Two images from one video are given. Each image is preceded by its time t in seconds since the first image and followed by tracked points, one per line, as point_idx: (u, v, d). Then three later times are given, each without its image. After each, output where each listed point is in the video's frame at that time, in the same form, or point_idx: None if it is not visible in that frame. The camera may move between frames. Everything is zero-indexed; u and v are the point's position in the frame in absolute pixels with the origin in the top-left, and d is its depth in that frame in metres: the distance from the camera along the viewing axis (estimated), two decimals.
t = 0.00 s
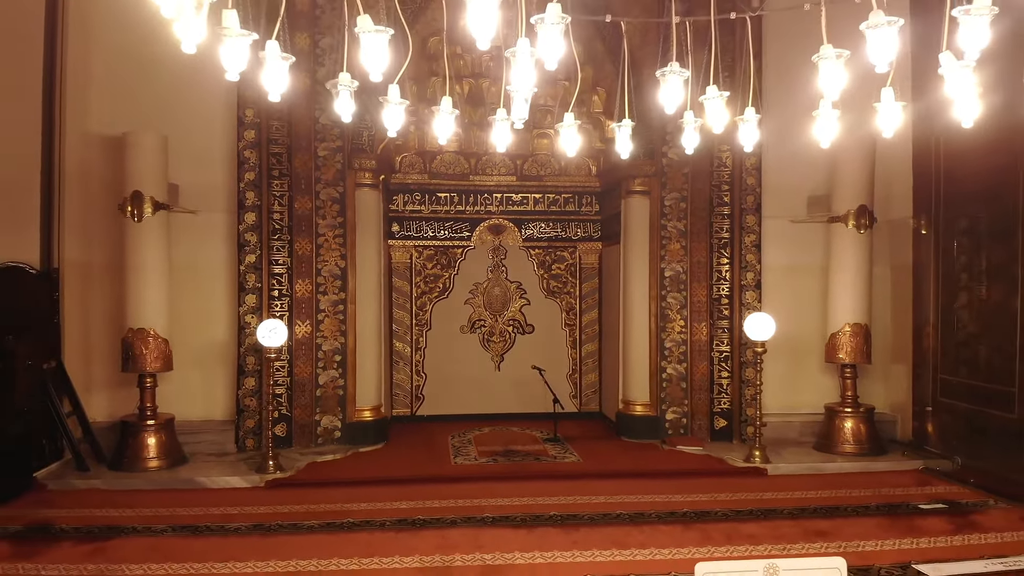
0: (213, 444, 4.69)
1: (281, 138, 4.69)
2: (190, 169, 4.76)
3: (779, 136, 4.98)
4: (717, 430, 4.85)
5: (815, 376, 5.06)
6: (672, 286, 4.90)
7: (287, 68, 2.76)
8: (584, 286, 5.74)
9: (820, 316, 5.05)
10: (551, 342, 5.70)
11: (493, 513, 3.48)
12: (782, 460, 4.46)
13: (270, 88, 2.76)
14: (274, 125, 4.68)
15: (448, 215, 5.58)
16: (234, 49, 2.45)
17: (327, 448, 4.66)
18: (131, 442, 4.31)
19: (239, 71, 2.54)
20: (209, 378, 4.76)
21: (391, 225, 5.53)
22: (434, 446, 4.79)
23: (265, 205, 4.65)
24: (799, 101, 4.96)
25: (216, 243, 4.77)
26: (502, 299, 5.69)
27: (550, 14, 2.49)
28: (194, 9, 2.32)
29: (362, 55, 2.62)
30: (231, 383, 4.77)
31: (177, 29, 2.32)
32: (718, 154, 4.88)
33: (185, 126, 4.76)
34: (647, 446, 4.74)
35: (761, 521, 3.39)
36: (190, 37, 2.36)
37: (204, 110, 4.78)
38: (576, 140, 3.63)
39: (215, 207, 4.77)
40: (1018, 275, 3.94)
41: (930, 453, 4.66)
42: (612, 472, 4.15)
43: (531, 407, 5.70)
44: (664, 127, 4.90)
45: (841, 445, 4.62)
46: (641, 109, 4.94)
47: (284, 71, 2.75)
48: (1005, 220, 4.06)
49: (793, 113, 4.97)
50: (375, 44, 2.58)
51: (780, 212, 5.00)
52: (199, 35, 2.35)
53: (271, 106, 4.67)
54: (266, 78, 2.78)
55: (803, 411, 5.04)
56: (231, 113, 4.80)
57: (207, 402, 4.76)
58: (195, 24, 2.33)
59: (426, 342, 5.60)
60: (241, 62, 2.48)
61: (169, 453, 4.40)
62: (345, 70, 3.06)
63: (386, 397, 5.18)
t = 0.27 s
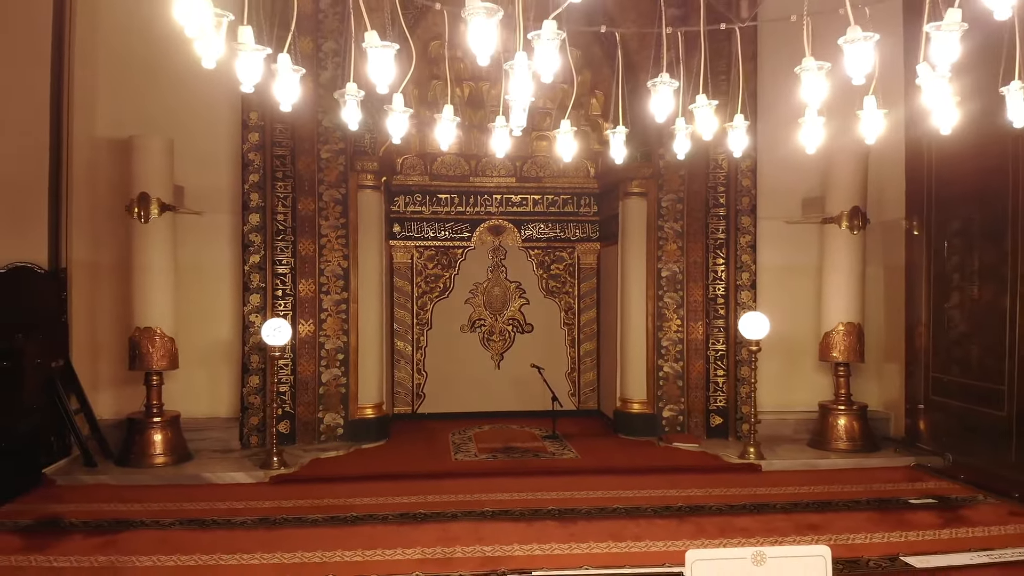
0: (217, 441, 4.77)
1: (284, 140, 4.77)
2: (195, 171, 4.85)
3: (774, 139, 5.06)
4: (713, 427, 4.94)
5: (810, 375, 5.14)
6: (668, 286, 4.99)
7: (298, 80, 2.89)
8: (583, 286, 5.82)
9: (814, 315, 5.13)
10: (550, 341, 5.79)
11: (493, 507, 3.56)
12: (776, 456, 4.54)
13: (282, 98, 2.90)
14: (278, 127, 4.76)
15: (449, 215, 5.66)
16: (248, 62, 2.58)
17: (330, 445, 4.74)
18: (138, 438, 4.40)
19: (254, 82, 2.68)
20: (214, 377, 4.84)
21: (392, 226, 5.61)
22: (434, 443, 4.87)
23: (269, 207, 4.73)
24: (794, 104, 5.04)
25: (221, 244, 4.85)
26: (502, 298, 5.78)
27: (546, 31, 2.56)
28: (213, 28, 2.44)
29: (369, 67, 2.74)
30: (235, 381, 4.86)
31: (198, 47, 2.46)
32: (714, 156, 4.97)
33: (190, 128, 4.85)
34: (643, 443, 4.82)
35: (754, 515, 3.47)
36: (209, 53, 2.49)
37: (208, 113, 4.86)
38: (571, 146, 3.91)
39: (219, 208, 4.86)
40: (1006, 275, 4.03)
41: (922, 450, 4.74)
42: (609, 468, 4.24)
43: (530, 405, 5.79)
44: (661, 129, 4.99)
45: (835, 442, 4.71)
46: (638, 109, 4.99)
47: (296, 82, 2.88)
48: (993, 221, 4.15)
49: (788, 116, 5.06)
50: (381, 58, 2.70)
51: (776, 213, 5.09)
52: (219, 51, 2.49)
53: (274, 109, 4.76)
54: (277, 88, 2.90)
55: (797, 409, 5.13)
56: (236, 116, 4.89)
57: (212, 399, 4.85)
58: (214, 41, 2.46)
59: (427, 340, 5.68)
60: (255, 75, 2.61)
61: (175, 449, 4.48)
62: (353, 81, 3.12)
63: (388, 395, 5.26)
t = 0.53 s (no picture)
0: (222, 438, 4.85)
1: (288, 142, 4.85)
2: (200, 173, 4.93)
3: (770, 141, 5.15)
4: (709, 425, 5.02)
5: (804, 373, 5.23)
6: (665, 286, 5.08)
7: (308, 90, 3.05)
8: (581, 286, 5.91)
9: (809, 315, 5.21)
10: (549, 340, 5.88)
11: (493, 503, 3.65)
12: (771, 453, 4.63)
13: (293, 108, 3.07)
14: (282, 130, 4.85)
15: (449, 217, 5.74)
16: (263, 75, 2.66)
17: (333, 443, 4.83)
18: (145, 436, 4.48)
19: (268, 93, 2.74)
20: (219, 375, 4.93)
21: (393, 227, 5.69)
22: (435, 440, 4.96)
23: (273, 208, 4.82)
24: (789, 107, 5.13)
25: (226, 244, 4.94)
26: (502, 298, 5.86)
27: (544, 46, 2.65)
28: (230, 44, 2.48)
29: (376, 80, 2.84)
30: (239, 379, 4.94)
31: (215, 63, 2.47)
32: (711, 158, 5.04)
33: (195, 131, 4.94)
34: (641, 440, 4.91)
35: (748, 510, 3.56)
36: (225, 68, 2.51)
37: (213, 115, 4.95)
38: (568, 152, 4.04)
39: (224, 209, 4.94)
40: (996, 275, 4.11)
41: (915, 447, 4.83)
42: (607, 464, 4.33)
43: (529, 404, 5.88)
44: (658, 133, 5.08)
45: (829, 439, 4.79)
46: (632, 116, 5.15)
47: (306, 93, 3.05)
48: (983, 222, 4.23)
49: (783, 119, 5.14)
50: (388, 71, 2.79)
51: (771, 214, 5.17)
52: (235, 66, 2.51)
53: (277, 112, 4.84)
54: (288, 98, 3.06)
55: (792, 407, 5.22)
56: (240, 119, 4.97)
57: (216, 397, 4.93)
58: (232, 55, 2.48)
59: (428, 340, 5.77)
60: (270, 87, 2.69)
61: (181, 446, 4.57)
62: (359, 91, 3.47)
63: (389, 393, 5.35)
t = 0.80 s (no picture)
0: (228, 435, 4.95)
1: (292, 146, 4.95)
2: (206, 176, 5.03)
3: (765, 144, 5.24)
4: (705, 423, 5.12)
5: (799, 372, 5.32)
6: (663, 287, 5.17)
7: (317, 101, 3.41)
8: (580, 286, 6.01)
9: (803, 315, 5.31)
10: (548, 339, 5.97)
11: (493, 498, 3.74)
12: (765, 450, 4.73)
13: (304, 118, 3.44)
14: (286, 134, 4.94)
15: (450, 218, 5.83)
16: (276, 89, 2.88)
17: (336, 440, 4.92)
18: (152, 433, 4.57)
19: (280, 106, 2.99)
20: (224, 374, 5.02)
21: (395, 228, 5.78)
22: (436, 438, 5.05)
23: (277, 210, 4.91)
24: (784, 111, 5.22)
25: (230, 245, 5.03)
26: (502, 298, 5.96)
27: (541, 62, 2.69)
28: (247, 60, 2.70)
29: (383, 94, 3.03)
30: (244, 378, 5.04)
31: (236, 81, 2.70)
32: (707, 161, 5.14)
33: (201, 134, 5.03)
34: (638, 438, 5.00)
35: (742, 505, 3.65)
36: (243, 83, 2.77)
37: (218, 119, 5.04)
38: (566, 158, 4.10)
39: (229, 211, 5.04)
40: (986, 275, 4.20)
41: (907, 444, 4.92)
42: (605, 461, 4.42)
43: (529, 402, 5.98)
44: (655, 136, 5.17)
45: (823, 437, 4.89)
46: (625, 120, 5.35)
47: (315, 104, 3.41)
48: (973, 223, 4.32)
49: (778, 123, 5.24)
50: (394, 86, 2.98)
51: (766, 216, 5.26)
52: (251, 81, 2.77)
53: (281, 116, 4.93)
54: (299, 109, 3.42)
55: (787, 405, 5.31)
56: (244, 123, 5.07)
57: (222, 396, 5.02)
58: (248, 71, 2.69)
59: (429, 339, 5.87)
60: (282, 100, 2.91)
61: (187, 444, 4.66)
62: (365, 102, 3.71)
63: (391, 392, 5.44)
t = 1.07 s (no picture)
0: (233, 433, 5.04)
1: (296, 148, 5.02)
2: (211, 178, 5.11)
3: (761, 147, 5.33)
4: (702, 420, 5.21)
5: (795, 371, 5.41)
6: (660, 287, 5.25)
7: (326, 111, 3.64)
8: (579, 286, 6.10)
9: (799, 315, 5.39)
10: (548, 338, 6.07)
11: (493, 493, 3.83)
12: (761, 447, 4.82)
13: (314, 127, 3.67)
14: (289, 137, 5.03)
15: (451, 219, 5.92)
16: (288, 99, 3.08)
17: (339, 438, 5.01)
18: (159, 430, 4.66)
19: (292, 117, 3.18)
20: (229, 372, 5.11)
21: (397, 229, 5.87)
22: (438, 436, 5.13)
23: (281, 212, 4.99)
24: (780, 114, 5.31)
25: (235, 246, 5.12)
26: (502, 298, 6.05)
27: (539, 75, 2.82)
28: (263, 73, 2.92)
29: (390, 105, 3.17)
30: (249, 377, 5.12)
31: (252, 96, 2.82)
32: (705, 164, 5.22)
33: (206, 137, 5.12)
34: (637, 436, 5.09)
35: (736, 500, 3.74)
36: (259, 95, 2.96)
37: (223, 122, 5.13)
38: (564, 163, 4.26)
39: (234, 213, 5.13)
40: (977, 276, 4.29)
41: (900, 442, 5.01)
42: (603, 458, 4.50)
43: (529, 400, 6.07)
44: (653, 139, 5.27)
45: (818, 434, 4.97)
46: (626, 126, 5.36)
47: (324, 114, 3.65)
48: (967, 224, 4.39)
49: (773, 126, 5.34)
50: (400, 97, 3.10)
51: (762, 217, 5.35)
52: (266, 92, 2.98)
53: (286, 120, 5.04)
54: (310, 119, 3.66)
55: (782, 404, 5.40)
56: (248, 126, 5.15)
57: (227, 394, 5.11)
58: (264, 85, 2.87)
59: (431, 339, 5.95)
60: (294, 109, 3.12)
61: (194, 441, 4.75)
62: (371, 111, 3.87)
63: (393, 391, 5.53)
